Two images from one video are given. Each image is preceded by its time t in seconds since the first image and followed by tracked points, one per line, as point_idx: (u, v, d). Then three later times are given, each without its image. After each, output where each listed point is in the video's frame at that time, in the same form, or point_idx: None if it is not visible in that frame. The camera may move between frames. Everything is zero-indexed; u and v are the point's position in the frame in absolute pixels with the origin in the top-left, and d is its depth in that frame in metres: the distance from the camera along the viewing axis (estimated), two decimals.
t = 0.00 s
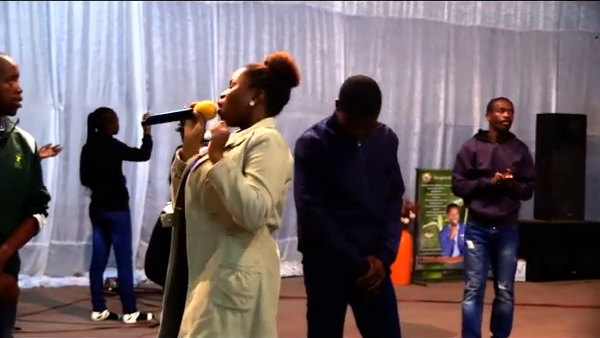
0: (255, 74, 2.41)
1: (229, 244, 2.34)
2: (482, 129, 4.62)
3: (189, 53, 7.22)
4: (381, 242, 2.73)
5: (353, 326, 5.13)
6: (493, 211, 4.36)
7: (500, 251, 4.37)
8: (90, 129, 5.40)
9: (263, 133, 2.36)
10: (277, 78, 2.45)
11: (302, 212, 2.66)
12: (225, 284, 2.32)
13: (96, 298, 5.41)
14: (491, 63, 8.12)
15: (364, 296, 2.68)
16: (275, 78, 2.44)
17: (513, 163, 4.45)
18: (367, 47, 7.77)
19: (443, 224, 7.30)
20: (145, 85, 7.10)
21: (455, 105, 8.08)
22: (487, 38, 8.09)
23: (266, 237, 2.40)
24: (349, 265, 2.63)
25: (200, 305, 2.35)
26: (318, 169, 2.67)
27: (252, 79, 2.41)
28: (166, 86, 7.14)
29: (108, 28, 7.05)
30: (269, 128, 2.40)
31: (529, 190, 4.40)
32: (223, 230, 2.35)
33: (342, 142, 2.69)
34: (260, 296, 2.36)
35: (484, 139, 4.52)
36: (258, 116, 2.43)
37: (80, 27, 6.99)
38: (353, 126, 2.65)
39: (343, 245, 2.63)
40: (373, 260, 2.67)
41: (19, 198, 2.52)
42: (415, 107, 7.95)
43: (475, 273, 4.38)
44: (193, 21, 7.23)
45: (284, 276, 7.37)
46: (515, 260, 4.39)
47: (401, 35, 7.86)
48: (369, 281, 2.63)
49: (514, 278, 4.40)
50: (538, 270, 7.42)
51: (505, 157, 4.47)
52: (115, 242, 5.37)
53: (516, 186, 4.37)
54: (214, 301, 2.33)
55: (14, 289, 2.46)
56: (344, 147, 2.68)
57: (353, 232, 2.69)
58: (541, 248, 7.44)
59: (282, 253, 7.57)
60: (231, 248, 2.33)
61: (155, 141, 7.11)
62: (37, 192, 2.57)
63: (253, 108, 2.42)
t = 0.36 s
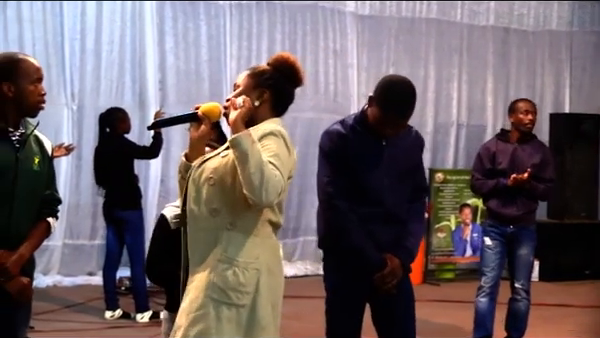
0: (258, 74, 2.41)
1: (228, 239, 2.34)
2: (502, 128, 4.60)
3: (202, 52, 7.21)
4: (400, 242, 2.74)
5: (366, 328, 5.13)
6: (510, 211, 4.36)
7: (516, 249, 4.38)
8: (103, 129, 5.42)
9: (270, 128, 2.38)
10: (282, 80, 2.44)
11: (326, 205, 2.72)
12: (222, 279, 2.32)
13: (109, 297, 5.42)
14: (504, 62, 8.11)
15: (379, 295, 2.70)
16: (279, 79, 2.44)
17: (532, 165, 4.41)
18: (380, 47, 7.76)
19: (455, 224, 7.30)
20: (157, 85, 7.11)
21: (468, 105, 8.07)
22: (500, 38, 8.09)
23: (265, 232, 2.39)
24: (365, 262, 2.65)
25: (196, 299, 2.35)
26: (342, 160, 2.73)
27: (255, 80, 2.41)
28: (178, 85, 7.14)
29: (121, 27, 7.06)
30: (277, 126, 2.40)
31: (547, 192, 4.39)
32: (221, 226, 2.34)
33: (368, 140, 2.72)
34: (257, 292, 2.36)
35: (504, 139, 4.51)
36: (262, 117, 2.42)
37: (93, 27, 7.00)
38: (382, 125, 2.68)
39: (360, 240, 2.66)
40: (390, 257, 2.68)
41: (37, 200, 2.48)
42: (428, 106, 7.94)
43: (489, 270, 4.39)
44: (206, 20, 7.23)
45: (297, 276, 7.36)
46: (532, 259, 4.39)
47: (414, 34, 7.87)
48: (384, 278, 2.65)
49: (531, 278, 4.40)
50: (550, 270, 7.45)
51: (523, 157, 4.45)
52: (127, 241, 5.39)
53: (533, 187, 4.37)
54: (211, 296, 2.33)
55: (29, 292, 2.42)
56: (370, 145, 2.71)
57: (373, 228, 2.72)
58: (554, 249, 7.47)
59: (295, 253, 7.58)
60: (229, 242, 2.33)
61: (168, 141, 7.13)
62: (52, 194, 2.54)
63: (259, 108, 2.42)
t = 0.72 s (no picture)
0: (256, 69, 2.36)
1: (220, 243, 2.28)
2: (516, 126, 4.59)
3: (214, 52, 7.23)
4: (421, 240, 2.75)
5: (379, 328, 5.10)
6: (524, 210, 4.35)
7: (528, 248, 4.38)
8: (115, 129, 5.43)
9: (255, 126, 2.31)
10: (280, 76, 2.38)
11: (346, 200, 2.74)
12: (217, 285, 2.25)
13: (122, 296, 5.41)
14: (516, 60, 8.13)
15: (398, 291, 2.74)
16: (277, 74, 2.38)
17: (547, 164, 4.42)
18: (392, 46, 7.74)
19: (468, 223, 7.27)
20: (170, 84, 7.13)
21: (480, 104, 8.06)
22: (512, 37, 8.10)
23: (259, 233, 2.32)
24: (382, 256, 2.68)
25: (195, 307, 2.29)
26: (363, 157, 2.75)
27: (253, 74, 2.36)
28: (191, 84, 7.17)
29: (133, 27, 7.05)
30: (265, 124, 2.33)
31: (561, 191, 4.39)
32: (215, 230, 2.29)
33: (391, 137, 2.74)
34: (255, 294, 2.29)
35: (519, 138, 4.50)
36: (257, 113, 2.37)
37: (106, 27, 6.98)
38: (407, 123, 2.70)
39: (376, 233, 2.69)
40: (408, 253, 2.70)
41: (36, 198, 2.38)
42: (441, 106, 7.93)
43: (499, 270, 4.39)
44: (218, 20, 7.25)
45: (310, 275, 7.35)
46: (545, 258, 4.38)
47: (426, 33, 7.85)
48: (401, 274, 2.67)
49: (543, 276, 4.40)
50: (563, 269, 7.42)
51: (538, 156, 4.45)
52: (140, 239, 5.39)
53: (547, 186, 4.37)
54: (209, 303, 2.26)
55: (32, 291, 2.35)
56: (393, 142, 2.74)
57: (392, 224, 2.74)
58: (566, 248, 7.43)
59: (308, 252, 7.57)
60: (223, 246, 2.27)
61: (180, 140, 7.14)
62: (50, 191, 2.45)
63: (253, 103, 2.36)
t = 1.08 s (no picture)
0: (244, 66, 2.37)
1: (214, 246, 2.29)
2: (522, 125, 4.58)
3: (221, 51, 7.23)
4: (435, 239, 2.76)
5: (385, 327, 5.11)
6: (527, 209, 4.34)
7: (533, 248, 4.38)
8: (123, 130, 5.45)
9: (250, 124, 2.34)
10: (269, 71, 2.39)
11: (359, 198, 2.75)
12: (213, 287, 2.27)
13: (129, 296, 5.42)
14: (522, 60, 8.12)
15: (413, 290, 2.75)
16: (265, 69, 2.39)
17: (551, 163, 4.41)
18: (399, 45, 7.73)
19: (474, 223, 7.30)
20: (176, 84, 7.13)
21: (486, 103, 8.06)
22: (519, 36, 8.10)
23: (253, 235, 2.33)
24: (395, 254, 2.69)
25: (190, 310, 2.30)
26: (376, 156, 2.77)
27: (240, 73, 2.36)
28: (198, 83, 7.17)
29: (140, 27, 7.05)
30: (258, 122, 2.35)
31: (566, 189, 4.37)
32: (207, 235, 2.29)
33: (405, 137, 2.77)
34: (250, 295, 2.31)
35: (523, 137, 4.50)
36: (247, 111, 2.40)
37: (112, 27, 6.99)
38: (421, 122, 2.72)
39: (391, 233, 2.69)
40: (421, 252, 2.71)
41: (24, 193, 2.47)
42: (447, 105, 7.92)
43: (504, 270, 4.38)
44: (225, 19, 7.25)
45: (316, 274, 7.36)
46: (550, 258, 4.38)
47: (433, 33, 7.84)
48: (415, 273, 2.68)
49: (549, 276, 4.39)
50: (570, 269, 7.41)
51: (542, 155, 4.44)
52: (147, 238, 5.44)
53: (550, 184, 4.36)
54: (204, 306, 2.28)
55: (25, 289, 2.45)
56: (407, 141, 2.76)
57: (407, 223, 2.76)
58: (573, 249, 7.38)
59: (314, 252, 7.58)
60: (218, 249, 2.29)
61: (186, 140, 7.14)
62: (37, 187, 2.52)
63: (242, 102, 2.39)
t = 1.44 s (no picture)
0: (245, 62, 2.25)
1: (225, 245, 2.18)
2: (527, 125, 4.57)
3: (227, 51, 7.23)
4: (444, 238, 2.75)
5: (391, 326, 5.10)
6: (533, 208, 4.34)
7: (541, 247, 4.37)
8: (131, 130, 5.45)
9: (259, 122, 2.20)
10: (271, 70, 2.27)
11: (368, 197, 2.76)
12: (226, 289, 2.16)
13: (136, 297, 5.41)
14: (528, 59, 8.12)
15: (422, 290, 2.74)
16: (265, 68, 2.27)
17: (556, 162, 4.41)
18: (405, 45, 7.74)
19: (481, 222, 7.28)
20: (182, 83, 7.15)
21: (493, 103, 8.05)
22: (525, 35, 8.09)
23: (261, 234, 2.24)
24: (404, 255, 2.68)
25: (200, 313, 2.18)
26: (385, 156, 2.78)
27: (240, 71, 2.24)
28: (204, 83, 7.18)
29: (146, 26, 7.04)
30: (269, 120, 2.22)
31: (571, 189, 4.35)
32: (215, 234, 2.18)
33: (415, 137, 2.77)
34: (263, 296, 2.21)
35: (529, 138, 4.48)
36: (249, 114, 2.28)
37: (119, 26, 6.96)
38: (430, 122, 2.72)
39: (400, 233, 2.69)
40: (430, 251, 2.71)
41: (19, 194, 2.41)
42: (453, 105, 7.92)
43: (511, 269, 4.37)
44: (231, 20, 7.25)
45: (322, 274, 7.35)
46: (558, 257, 4.37)
47: (439, 32, 7.84)
48: (422, 272, 2.67)
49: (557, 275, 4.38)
50: (576, 268, 7.36)
51: (547, 154, 4.44)
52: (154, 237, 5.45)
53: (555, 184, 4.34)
54: (217, 308, 2.16)
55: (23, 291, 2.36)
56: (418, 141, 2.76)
57: (417, 223, 2.76)
58: (581, 249, 7.33)
59: (321, 252, 7.59)
60: (229, 249, 2.17)
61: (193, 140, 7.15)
62: (34, 185, 2.47)
63: (244, 104, 2.27)
